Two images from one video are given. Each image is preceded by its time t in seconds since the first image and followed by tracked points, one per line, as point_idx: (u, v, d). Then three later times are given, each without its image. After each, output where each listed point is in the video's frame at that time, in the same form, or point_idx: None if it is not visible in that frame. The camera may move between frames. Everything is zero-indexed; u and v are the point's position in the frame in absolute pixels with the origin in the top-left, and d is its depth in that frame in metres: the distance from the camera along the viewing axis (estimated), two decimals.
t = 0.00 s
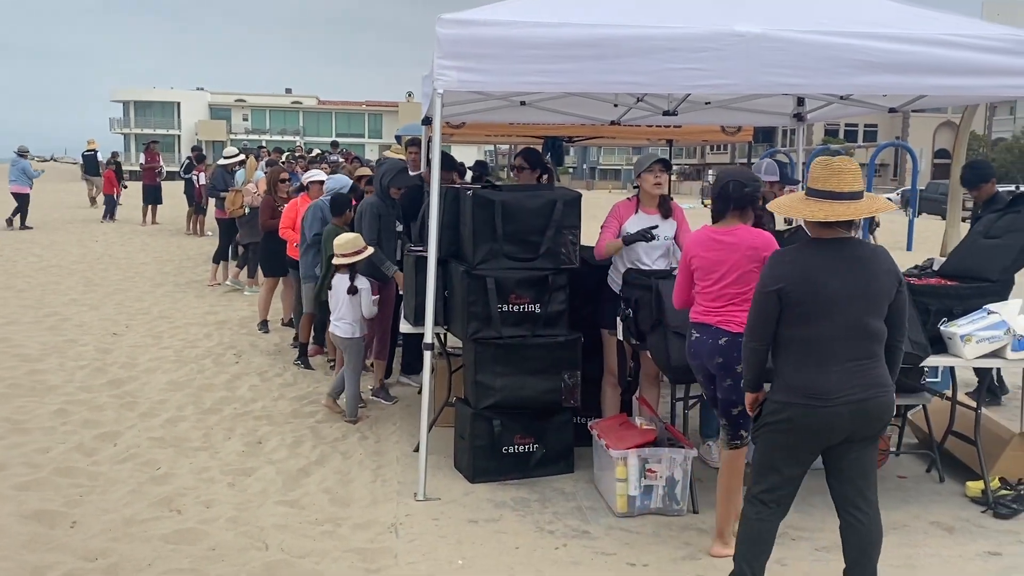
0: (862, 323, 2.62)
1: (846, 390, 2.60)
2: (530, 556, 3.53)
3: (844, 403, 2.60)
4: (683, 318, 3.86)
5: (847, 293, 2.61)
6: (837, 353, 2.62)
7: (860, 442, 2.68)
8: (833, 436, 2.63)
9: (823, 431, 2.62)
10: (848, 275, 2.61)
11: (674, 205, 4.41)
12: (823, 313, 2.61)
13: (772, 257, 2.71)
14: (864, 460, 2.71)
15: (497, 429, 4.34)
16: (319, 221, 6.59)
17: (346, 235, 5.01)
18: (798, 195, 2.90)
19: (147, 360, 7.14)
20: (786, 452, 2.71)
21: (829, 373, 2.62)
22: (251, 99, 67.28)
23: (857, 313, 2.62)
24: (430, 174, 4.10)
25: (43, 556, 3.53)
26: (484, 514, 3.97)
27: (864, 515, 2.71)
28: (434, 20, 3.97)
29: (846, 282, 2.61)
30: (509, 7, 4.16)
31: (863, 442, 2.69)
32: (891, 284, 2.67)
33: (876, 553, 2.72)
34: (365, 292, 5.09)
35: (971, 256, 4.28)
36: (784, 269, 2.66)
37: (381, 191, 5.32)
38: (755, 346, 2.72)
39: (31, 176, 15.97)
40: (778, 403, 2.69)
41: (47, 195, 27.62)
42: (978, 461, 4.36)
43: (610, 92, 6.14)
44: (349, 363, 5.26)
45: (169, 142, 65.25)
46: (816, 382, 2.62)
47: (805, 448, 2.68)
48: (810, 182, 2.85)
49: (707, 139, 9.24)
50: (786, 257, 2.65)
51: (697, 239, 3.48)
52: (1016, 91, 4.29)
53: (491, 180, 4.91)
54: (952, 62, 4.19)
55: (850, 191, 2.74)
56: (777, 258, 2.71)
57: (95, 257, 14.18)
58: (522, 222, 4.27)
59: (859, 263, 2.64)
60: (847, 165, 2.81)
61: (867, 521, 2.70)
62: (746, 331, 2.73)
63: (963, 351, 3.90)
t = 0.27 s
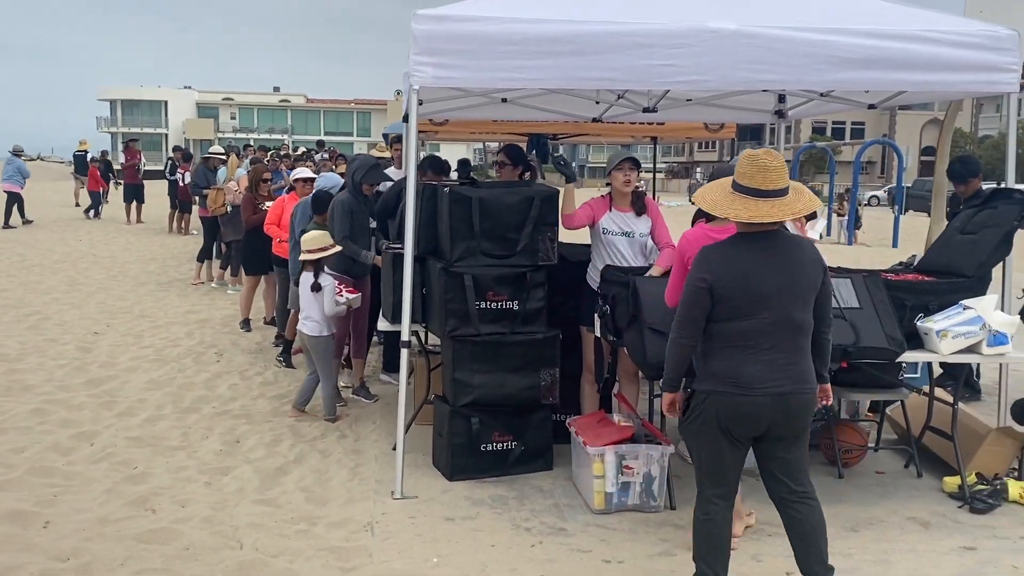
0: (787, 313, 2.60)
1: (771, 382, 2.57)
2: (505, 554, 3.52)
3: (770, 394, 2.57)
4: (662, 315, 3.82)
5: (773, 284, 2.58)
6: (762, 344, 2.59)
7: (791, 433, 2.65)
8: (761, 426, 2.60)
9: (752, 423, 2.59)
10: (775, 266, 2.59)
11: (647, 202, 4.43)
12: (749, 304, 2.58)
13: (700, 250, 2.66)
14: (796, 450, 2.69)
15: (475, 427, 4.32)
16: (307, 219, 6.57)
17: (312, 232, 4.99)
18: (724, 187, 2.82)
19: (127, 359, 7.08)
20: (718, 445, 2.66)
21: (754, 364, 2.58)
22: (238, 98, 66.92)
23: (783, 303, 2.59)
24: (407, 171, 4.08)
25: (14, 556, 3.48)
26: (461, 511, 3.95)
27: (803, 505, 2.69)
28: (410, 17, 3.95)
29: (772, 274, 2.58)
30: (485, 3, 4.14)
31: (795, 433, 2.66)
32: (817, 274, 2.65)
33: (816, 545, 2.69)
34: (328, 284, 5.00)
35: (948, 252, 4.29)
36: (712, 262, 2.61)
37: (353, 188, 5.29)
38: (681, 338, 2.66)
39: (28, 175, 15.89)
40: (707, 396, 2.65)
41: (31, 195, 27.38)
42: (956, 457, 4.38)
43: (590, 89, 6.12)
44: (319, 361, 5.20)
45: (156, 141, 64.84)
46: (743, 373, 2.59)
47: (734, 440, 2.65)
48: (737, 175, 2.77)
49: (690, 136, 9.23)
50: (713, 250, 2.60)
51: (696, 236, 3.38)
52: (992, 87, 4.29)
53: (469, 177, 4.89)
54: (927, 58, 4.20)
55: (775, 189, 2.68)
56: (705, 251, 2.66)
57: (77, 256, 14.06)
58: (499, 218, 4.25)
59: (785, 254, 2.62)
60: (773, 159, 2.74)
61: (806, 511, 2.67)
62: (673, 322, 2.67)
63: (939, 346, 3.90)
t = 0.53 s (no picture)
0: (708, 299, 2.52)
1: (694, 369, 2.49)
2: (464, 549, 3.48)
3: (694, 382, 2.49)
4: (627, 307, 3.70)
5: (693, 269, 2.50)
6: (684, 331, 2.51)
7: (717, 420, 2.58)
8: (686, 414, 2.53)
9: (677, 411, 2.52)
10: (694, 251, 2.51)
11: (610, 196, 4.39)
12: (670, 291, 2.50)
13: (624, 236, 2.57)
14: (715, 437, 2.65)
15: (440, 422, 4.26)
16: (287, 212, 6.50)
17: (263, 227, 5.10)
18: (647, 175, 2.76)
19: (98, 354, 7.00)
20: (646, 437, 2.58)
21: (677, 352, 2.51)
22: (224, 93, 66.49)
23: (703, 289, 2.51)
24: (368, 162, 4.03)
25: None
26: (423, 506, 3.91)
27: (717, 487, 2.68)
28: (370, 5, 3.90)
29: (694, 260, 2.51)
30: None
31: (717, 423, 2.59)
32: (739, 258, 2.58)
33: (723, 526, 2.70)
34: (260, 276, 5.05)
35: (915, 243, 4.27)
36: (635, 248, 2.53)
37: (313, 178, 5.28)
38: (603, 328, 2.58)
39: (18, 171, 15.70)
40: (630, 384, 2.58)
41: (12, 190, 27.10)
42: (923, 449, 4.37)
43: (562, 81, 6.07)
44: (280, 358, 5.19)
45: (141, 137, 64.35)
46: (665, 361, 2.52)
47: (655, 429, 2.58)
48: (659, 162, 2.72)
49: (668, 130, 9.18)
50: (635, 236, 2.51)
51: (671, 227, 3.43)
52: (959, 78, 4.27)
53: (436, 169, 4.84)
54: (892, 49, 4.18)
55: (696, 174, 2.62)
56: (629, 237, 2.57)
57: (56, 251, 13.91)
58: (463, 211, 4.19)
59: (705, 239, 2.55)
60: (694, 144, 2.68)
61: (718, 494, 2.66)
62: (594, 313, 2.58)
63: (903, 338, 3.88)
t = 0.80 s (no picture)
0: (631, 288, 2.50)
1: (617, 359, 2.47)
2: (407, 545, 3.42)
3: (617, 372, 2.47)
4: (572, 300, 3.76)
5: (615, 258, 2.47)
6: (607, 322, 2.48)
7: (640, 410, 2.57)
8: (610, 404, 2.51)
9: (601, 402, 2.50)
10: (616, 239, 2.49)
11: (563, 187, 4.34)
12: (592, 280, 2.48)
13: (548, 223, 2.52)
14: (631, 428, 2.66)
15: (391, 416, 4.19)
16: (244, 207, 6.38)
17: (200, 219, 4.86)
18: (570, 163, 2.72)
19: (58, 348, 6.89)
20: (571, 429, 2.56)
21: (600, 342, 2.48)
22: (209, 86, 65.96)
23: (626, 279, 2.49)
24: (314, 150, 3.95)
25: None
26: (370, 502, 3.85)
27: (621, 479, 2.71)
28: None
29: (617, 249, 2.48)
30: None
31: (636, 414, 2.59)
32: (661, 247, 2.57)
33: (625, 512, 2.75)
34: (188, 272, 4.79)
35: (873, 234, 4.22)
36: (559, 237, 2.49)
37: (265, 169, 5.29)
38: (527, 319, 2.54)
39: None
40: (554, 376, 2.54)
41: None
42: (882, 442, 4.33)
43: (526, 70, 5.99)
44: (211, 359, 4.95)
45: (124, 130, 63.77)
46: (588, 352, 2.49)
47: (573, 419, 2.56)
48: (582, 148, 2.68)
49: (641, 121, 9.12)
50: (559, 225, 2.46)
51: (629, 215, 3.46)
52: (917, 67, 4.21)
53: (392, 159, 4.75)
54: (848, 37, 4.13)
55: (617, 162, 2.58)
56: (552, 226, 2.53)
57: (27, 245, 13.72)
58: (414, 201, 4.12)
59: (628, 228, 2.52)
60: (617, 130, 2.64)
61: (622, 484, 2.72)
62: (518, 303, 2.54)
63: (857, 329, 3.83)
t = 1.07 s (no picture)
0: (561, 280, 2.55)
1: (549, 349, 2.52)
2: (360, 542, 3.38)
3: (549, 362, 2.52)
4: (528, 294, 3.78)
5: (545, 250, 2.53)
6: (538, 312, 2.53)
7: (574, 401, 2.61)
8: (543, 395, 2.54)
9: (533, 394, 2.54)
10: (546, 232, 2.54)
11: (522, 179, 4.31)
12: (522, 271, 2.52)
13: (477, 217, 2.58)
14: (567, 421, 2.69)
15: (350, 411, 4.15)
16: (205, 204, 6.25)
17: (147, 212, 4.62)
18: (508, 155, 2.76)
19: (24, 343, 6.80)
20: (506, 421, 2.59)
21: (532, 333, 2.53)
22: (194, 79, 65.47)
23: (556, 270, 2.54)
24: (268, 142, 3.92)
25: None
26: (326, 498, 3.81)
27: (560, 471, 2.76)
28: None
29: (547, 241, 2.53)
30: None
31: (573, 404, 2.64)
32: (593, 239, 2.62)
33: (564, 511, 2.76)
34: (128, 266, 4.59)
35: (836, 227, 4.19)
36: (488, 231, 2.54)
37: (226, 163, 5.28)
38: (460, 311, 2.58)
39: None
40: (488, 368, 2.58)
41: None
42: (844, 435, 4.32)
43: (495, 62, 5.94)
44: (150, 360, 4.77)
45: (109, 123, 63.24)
46: (521, 343, 2.54)
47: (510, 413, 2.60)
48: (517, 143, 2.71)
49: (617, 115, 9.08)
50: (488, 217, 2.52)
51: (586, 208, 3.46)
52: (880, 58, 4.18)
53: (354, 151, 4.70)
54: (809, 28, 4.11)
55: (552, 156, 2.63)
56: (483, 219, 2.58)
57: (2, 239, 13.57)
58: (372, 194, 4.07)
59: (558, 221, 2.58)
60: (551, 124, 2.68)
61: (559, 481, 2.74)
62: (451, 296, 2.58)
63: (816, 323, 3.81)
